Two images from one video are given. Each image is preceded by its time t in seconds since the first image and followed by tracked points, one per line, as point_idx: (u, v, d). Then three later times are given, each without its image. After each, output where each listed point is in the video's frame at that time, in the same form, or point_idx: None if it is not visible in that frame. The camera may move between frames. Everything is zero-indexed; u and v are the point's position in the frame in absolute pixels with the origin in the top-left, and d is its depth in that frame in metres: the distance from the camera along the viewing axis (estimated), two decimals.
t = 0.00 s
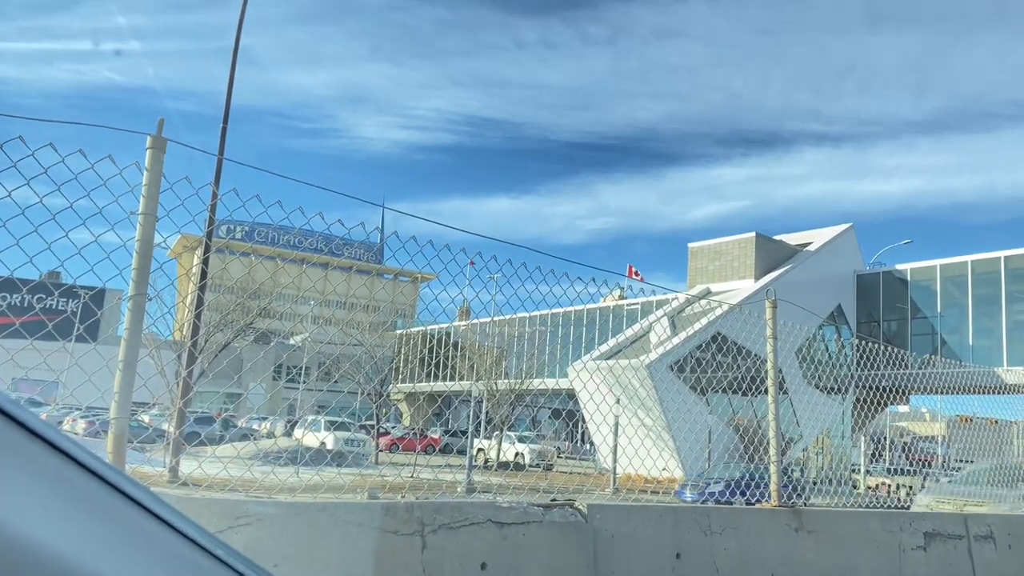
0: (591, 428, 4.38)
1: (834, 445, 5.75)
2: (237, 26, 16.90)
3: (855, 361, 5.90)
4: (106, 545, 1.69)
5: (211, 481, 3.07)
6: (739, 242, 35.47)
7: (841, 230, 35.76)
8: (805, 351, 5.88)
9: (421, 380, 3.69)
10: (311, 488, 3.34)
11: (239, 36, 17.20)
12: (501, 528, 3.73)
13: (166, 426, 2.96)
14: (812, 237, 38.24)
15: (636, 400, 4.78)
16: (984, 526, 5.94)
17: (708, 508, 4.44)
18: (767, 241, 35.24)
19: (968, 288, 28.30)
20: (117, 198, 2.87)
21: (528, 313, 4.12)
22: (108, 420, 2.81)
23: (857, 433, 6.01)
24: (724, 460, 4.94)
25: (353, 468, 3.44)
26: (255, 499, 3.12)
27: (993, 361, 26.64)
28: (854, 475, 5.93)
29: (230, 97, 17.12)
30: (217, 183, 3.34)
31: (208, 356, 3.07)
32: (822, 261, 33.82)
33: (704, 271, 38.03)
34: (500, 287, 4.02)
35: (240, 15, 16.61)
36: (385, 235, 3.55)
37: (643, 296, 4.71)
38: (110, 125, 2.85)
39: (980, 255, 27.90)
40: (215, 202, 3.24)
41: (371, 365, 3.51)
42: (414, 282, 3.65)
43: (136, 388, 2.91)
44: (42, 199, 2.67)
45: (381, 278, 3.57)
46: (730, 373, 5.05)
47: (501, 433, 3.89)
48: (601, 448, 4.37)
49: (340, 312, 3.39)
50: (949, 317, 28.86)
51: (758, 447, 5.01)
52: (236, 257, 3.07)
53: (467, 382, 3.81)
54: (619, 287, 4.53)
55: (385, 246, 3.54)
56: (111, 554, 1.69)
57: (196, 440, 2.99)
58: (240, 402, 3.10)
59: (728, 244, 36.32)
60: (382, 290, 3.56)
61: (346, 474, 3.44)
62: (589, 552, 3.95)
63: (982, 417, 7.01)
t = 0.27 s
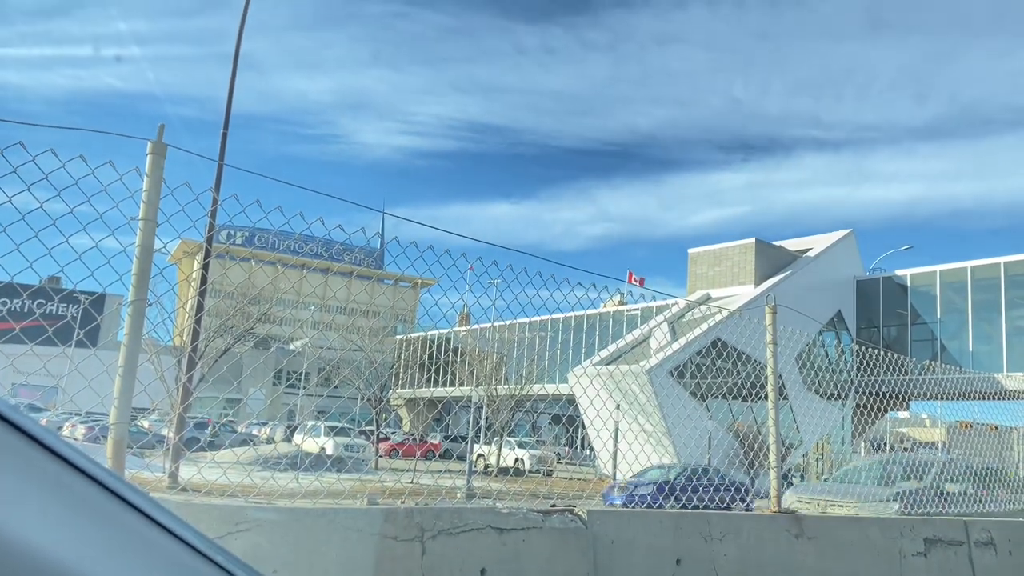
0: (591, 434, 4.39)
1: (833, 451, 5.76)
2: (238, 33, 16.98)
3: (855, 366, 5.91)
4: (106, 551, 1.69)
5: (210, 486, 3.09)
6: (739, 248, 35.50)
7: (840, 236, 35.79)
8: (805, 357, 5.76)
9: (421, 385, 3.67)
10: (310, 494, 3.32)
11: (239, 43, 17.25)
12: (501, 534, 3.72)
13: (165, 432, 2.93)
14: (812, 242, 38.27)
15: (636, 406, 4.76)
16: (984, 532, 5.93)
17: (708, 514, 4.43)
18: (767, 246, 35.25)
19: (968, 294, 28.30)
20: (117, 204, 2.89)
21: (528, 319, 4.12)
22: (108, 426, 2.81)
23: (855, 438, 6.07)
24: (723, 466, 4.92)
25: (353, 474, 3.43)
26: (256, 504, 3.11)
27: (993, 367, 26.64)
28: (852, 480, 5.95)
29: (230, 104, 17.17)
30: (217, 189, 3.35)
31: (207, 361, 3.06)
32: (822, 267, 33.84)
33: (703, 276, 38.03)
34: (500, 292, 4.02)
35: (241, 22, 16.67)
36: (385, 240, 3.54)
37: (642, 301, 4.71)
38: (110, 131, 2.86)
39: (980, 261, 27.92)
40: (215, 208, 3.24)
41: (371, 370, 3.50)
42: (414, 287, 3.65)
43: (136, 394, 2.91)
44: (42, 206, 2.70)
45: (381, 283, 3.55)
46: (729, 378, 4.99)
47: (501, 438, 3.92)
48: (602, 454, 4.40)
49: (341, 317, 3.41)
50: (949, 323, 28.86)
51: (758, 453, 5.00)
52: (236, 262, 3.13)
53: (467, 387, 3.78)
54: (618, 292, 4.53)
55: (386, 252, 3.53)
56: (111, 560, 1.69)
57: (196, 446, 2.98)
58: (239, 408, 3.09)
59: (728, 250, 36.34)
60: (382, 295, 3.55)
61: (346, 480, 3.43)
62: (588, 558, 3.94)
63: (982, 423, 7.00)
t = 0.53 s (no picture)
0: (591, 437, 4.36)
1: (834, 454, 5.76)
2: (238, 37, 16.96)
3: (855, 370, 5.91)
4: (104, 553, 1.69)
5: (210, 490, 3.05)
6: (739, 251, 35.49)
7: (840, 239, 35.79)
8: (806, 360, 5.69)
9: (421, 389, 3.65)
10: (309, 498, 3.28)
11: (239, 46, 17.26)
12: (501, 538, 3.72)
13: (165, 435, 2.92)
14: (812, 246, 38.27)
15: (636, 409, 4.65)
16: (985, 536, 5.92)
17: (708, 517, 4.42)
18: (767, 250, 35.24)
19: (968, 297, 28.30)
20: (117, 207, 2.90)
21: (529, 322, 4.11)
22: (108, 429, 2.80)
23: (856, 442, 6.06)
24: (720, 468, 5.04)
25: (352, 478, 3.38)
26: (256, 508, 3.12)
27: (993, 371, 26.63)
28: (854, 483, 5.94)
29: (230, 108, 17.15)
30: (217, 192, 3.35)
31: (207, 364, 3.06)
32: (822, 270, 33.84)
33: (704, 280, 38.01)
34: (500, 296, 4.02)
35: (241, 26, 16.67)
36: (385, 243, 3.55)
37: (643, 305, 4.71)
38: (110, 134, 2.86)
39: (980, 265, 27.92)
40: (215, 211, 3.24)
41: (371, 374, 3.49)
42: (414, 290, 3.66)
43: (136, 397, 2.91)
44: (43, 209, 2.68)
45: (381, 286, 3.54)
46: (730, 382, 4.98)
47: (501, 441, 3.92)
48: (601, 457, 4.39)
49: (340, 320, 3.42)
50: (949, 326, 28.86)
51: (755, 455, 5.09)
52: (236, 266, 3.13)
53: (468, 391, 3.79)
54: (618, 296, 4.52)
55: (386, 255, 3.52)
56: (110, 562, 1.69)
57: (196, 448, 3.01)
58: (239, 411, 3.09)
59: (728, 253, 36.33)
60: (382, 299, 3.54)
61: (345, 484, 3.37)
62: (588, 561, 3.94)
63: (982, 426, 7.00)
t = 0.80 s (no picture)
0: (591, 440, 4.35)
1: (833, 456, 5.77)
2: (239, 39, 16.97)
3: (854, 372, 5.92)
4: (103, 553, 1.68)
5: (210, 490, 3.09)
6: (739, 253, 35.50)
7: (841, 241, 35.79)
8: (805, 362, 5.74)
9: (421, 390, 3.66)
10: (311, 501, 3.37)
11: (240, 49, 17.29)
12: (501, 539, 3.71)
13: (165, 436, 2.94)
14: (813, 247, 38.28)
15: (635, 410, 4.71)
16: (985, 538, 5.91)
17: (708, 519, 4.42)
18: (768, 251, 35.25)
19: (968, 299, 28.30)
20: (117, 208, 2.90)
21: (530, 323, 4.08)
22: (108, 430, 2.81)
23: (856, 444, 6.05)
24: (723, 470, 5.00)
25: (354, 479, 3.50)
26: (256, 509, 3.12)
27: (993, 372, 26.62)
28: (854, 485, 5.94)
29: (230, 110, 17.16)
30: (218, 193, 3.36)
31: (207, 365, 3.05)
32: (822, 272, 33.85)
33: (704, 281, 38.00)
34: (500, 297, 4.02)
35: (242, 28, 16.68)
36: (386, 244, 3.55)
37: (643, 306, 4.71)
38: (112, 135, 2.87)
39: (981, 266, 27.92)
40: (215, 212, 3.25)
41: (371, 375, 3.50)
42: (414, 291, 3.64)
43: (136, 398, 2.91)
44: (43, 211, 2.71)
45: (381, 288, 3.55)
46: (729, 383, 5.01)
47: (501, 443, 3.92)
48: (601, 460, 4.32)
49: (340, 321, 3.40)
50: (949, 328, 28.85)
51: (758, 457, 4.94)
52: (237, 267, 3.12)
53: (467, 393, 3.83)
54: (618, 297, 4.52)
55: (386, 256, 3.54)
56: (109, 562, 1.69)
57: (196, 450, 3.02)
58: (239, 412, 3.11)
59: (728, 255, 36.34)
60: (382, 300, 3.54)
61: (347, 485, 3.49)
62: (588, 562, 3.93)
63: (982, 428, 6.99)
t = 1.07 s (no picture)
0: (592, 440, 4.34)
1: (833, 456, 5.77)
2: (238, 39, 16.98)
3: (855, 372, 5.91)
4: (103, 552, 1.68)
5: (211, 491, 3.11)
6: (739, 253, 35.51)
7: (840, 241, 35.81)
8: (805, 363, 5.81)
9: (421, 390, 3.67)
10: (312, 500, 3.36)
11: (240, 49, 17.32)
12: (502, 540, 3.71)
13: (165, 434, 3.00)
14: (813, 247, 38.28)
15: (636, 411, 4.71)
16: (985, 538, 5.91)
17: (708, 519, 4.43)
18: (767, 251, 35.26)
19: (968, 299, 28.30)
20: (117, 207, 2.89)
21: (530, 323, 4.11)
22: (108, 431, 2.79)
23: (857, 444, 6.04)
24: (725, 469, 4.99)
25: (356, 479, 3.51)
26: (257, 510, 3.12)
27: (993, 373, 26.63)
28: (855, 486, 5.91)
29: (229, 109, 17.16)
30: (218, 193, 3.36)
31: (207, 364, 3.13)
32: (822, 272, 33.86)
33: (704, 282, 38.00)
34: (500, 297, 4.03)
35: (242, 27, 16.70)
36: (386, 244, 3.55)
37: (643, 306, 4.70)
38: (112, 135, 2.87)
39: (981, 267, 27.93)
40: (215, 212, 3.25)
41: (371, 375, 3.50)
42: (414, 292, 3.64)
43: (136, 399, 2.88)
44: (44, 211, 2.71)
45: (381, 288, 3.54)
46: (729, 383, 5.02)
47: (502, 443, 3.90)
48: (601, 460, 4.36)
49: (340, 322, 3.39)
50: (949, 328, 28.86)
51: (757, 457, 5.03)
52: (237, 266, 3.11)
53: (468, 392, 3.79)
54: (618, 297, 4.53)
55: (386, 256, 3.54)
56: (111, 562, 1.69)
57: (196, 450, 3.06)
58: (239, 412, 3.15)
59: (728, 255, 36.35)
60: (383, 300, 3.53)
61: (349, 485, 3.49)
62: (589, 563, 3.94)
63: (982, 429, 6.98)
